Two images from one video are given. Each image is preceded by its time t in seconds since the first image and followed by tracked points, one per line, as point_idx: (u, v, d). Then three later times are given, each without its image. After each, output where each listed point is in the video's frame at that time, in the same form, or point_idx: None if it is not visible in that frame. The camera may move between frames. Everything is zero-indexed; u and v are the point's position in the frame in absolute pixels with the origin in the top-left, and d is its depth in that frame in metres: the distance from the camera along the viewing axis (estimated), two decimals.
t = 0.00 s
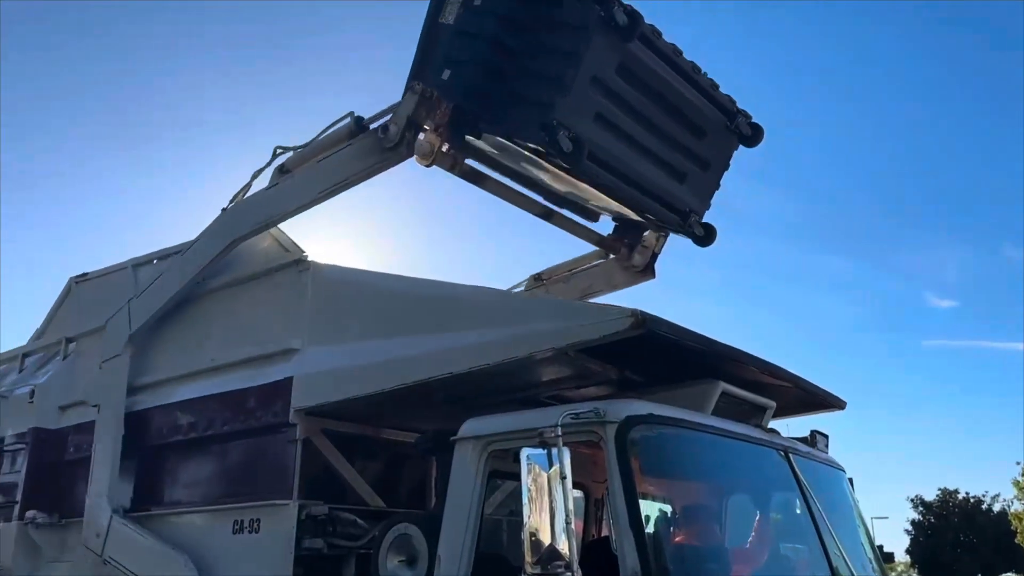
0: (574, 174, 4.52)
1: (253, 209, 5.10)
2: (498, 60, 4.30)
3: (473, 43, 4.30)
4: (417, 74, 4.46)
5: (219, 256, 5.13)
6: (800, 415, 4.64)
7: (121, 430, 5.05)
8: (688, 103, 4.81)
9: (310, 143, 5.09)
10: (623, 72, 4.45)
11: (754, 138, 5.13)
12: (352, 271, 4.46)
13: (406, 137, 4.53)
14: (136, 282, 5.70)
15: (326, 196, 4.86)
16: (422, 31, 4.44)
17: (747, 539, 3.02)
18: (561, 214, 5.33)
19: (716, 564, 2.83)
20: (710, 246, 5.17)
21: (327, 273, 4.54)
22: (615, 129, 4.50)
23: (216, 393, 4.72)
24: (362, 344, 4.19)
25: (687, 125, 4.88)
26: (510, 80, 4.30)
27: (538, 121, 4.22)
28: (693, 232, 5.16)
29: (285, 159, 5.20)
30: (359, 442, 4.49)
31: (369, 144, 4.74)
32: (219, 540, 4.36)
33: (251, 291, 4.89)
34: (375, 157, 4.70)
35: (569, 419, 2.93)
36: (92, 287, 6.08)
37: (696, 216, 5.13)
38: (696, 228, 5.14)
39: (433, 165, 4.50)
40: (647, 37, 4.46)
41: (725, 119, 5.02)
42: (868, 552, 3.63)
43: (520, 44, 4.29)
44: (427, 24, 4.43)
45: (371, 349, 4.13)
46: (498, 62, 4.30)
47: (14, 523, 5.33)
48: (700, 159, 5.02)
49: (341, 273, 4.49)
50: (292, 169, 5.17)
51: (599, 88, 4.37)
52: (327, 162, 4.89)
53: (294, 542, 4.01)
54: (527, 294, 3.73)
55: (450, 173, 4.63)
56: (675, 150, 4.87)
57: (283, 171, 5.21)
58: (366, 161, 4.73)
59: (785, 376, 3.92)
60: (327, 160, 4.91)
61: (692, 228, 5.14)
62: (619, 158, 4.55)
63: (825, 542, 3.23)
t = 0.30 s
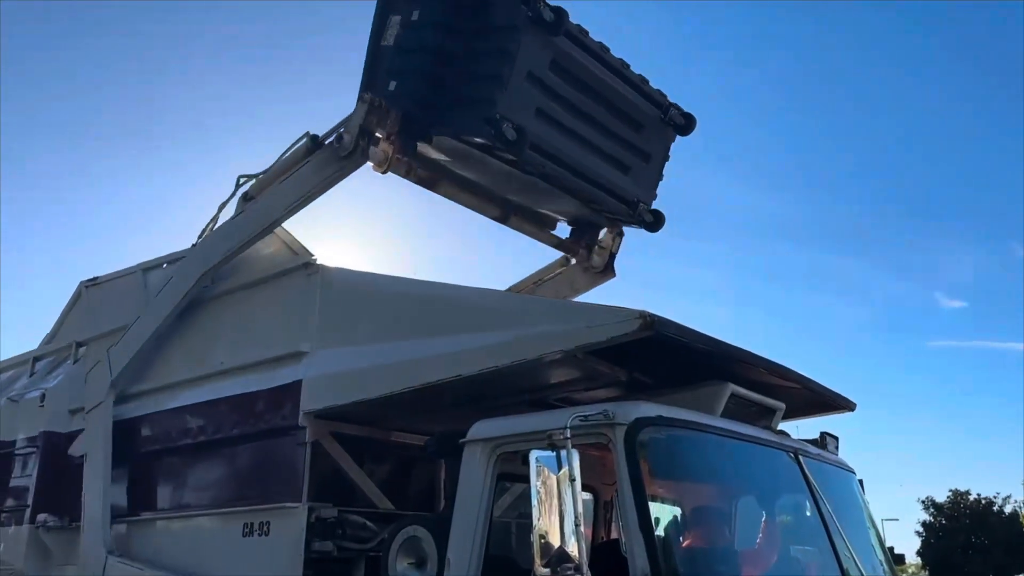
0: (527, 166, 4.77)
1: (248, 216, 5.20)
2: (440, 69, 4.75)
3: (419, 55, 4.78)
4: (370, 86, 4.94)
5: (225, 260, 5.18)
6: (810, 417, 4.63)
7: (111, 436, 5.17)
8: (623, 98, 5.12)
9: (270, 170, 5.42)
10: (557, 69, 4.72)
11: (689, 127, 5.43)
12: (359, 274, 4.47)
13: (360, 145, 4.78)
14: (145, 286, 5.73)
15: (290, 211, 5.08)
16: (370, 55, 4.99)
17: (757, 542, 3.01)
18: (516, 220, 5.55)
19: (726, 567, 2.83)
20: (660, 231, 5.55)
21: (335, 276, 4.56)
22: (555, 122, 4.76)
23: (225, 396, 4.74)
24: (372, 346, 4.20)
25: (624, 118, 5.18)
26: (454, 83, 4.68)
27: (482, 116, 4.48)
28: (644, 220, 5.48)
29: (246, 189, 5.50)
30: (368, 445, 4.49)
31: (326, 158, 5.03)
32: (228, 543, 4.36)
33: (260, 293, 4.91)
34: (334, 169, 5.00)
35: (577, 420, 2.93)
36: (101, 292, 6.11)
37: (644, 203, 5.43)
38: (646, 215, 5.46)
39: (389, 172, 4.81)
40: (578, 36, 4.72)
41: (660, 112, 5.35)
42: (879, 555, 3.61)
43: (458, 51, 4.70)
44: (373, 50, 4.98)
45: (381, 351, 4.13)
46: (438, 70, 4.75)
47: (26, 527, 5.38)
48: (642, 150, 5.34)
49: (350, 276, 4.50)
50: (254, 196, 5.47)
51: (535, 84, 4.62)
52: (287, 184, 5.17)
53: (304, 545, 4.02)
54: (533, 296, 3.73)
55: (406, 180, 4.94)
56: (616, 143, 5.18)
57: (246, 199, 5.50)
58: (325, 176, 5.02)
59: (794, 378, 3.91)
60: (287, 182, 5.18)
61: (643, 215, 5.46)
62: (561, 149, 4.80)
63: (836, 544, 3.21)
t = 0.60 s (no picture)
0: (462, 161, 4.86)
1: (237, 228, 5.22)
2: (362, 83, 4.90)
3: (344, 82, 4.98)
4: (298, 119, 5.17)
5: (227, 263, 5.21)
6: (816, 416, 4.62)
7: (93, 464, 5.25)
8: (536, 99, 5.33)
9: (227, 203, 5.51)
10: (468, 73, 4.90)
11: (594, 120, 5.72)
12: (363, 276, 4.49)
13: (309, 161, 4.90)
14: (151, 288, 5.75)
15: (252, 234, 5.13)
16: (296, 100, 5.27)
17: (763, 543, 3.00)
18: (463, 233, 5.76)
19: (731, 567, 2.82)
20: (594, 215, 5.66)
21: (339, 277, 4.58)
22: (478, 120, 4.92)
23: (228, 395, 4.76)
24: (375, 347, 4.21)
25: (540, 119, 5.37)
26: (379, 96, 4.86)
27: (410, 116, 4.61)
28: (578, 209, 5.61)
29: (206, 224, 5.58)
30: (374, 445, 4.50)
31: (280, 178, 5.10)
32: (234, 544, 4.37)
33: (265, 295, 4.93)
34: (288, 188, 5.06)
35: (583, 420, 2.92)
36: (107, 294, 6.13)
37: (576, 193, 5.58)
38: (581, 206, 5.58)
39: (339, 189, 4.98)
40: (481, 46, 4.98)
41: (567, 114, 5.58)
42: (886, 554, 3.60)
43: (375, 69, 4.91)
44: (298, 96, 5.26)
45: (384, 352, 4.14)
46: (361, 88, 4.90)
47: (33, 529, 5.39)
48: (563, 147, 5.52)
49: (354, 277, 4.51)
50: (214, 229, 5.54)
51: (453, 86, 4.80)
52: (245, 213, 5.24)
53: (310, 546, 4.02)
54: (534, 297, 3.73)
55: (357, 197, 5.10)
56: (538, 143, 5.34)
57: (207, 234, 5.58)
58: (282, 196, 5.09)
59: (801, 378, 3.90)
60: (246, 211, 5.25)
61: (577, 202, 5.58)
62: (489, 146, 4.95)
63: (842, 544, 3.20)
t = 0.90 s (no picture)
0: (456, 129, 5.27)
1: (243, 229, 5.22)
2: (339, 90, 5.32)
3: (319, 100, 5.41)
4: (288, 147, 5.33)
5: (232, 264, 5.23)
6: (821, 415, 4.62)
7: (99, 462, 5.27)
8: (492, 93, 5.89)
9: (233, 204, 5.52)
10: (430, 63, 5.46)
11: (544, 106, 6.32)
12: (367, 275, 4.50)
13: (316, 161, 4.92)
14: (156, 287, 5.76)
15: (259, 237, 5.13)
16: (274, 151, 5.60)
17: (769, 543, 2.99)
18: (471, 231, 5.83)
19: (736, 566, 2.82)
20: (584, 171, 6.31)
21: (344, 277, 4.59)
22: (452, 96, 5.40)
23: (234, 394, 4.76)
24: (380, 347, 4.21)
25: (501, 107, 5.89)
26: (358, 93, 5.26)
27: (398, 88, 5.04)
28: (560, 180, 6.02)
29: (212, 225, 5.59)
30: (379, 445, 4.51)
31: (287, 181, 5.10)
32: (238, 543, 4.37)
33: (272, 294, 4.95)
34: (294, 189, 5.04)
35: (588, 420, 2.92)
36: (112, 294, 6.13)
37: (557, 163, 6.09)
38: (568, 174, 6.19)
39: (349, 187, 5.00)
40: (430, 46, 5.59)
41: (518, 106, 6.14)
42: (891, 554, 3.60)
43: (346, 77, 5.36)
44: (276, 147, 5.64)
45: (389, 351, 4.14)
46: (339, 95, 5.31)
47: (38, 528, 5.41)
48: (531, 131, 6.04)
49: (358, 277, 4.52)
50: (219, 230, 5.55)
51: (422, 70, 5.32)
52: (252, 214, 5.24)
53: (315, 545, 4.02)
54: (540, 296, 3.73)
55: (364, 200, 5.12)
56: (507, 125, 5.80)
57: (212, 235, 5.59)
58: (287, 198, 5.08)
59: (805, 377, 3.90)
60: (251, 212, 5.25)
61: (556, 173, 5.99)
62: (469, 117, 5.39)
63: (847, 543, 3.20)
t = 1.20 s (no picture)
0: (442, 125, 5.40)
1: (244, 230, 5.23)
2: (324, 102, 5.43)
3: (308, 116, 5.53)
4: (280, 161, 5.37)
5: (233, 264, 5.24)
6: (821, 414, 4.63)
7: (100, 462, 5.28)
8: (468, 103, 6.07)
9: (233, 204, 5.54)
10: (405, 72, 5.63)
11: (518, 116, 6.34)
12: (367, 275, 4.51)
13: (317, 160, 4.92)
14: (157, 288, 5.77)
15: (259, 235, 5.14)
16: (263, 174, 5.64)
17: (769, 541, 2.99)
18: (471, 229, 5.83)
19: (736, 564, 2.82)
20: (567, 163, 6.33)
21: (344, 276, 4.60)
22: (432, 98, 5.57)
23: (235, 394, 4.77)
24: (380, 346, 4.22)
25: (477, 113, 6.05)
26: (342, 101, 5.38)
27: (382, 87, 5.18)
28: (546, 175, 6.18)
29: (212, 225, 5.61)
30: (379, 444, 4.52)
31: (287, 179, 5.11)
32: (240, 543, 4.37)
33: (273, 294, 4.96)
34: (295, 188, 5.04)
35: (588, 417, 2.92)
36: (113, 294, 6.14)
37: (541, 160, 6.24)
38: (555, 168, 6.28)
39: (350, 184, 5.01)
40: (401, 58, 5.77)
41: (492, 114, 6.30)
42: (892, 551, 3.60)
43: (328, 90, 5.50)
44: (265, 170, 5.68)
45: (389, 351, 4.15)
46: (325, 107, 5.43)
47: (40, 528, 5.42)
48: (511, 135, 6.20)
49: (357, 276, 4.53)
50: (219, 230, 5.57)
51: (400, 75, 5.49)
52: (252, 213, 5.26)
53: (316, 544, 4.02)
54: (539, 293, 3.74)
55: (365, 199, 5.13)
56: (486, 128, 5.94)
57: (212, 235, 5.61)
58: (287, 197, 5.08)
59: (806, 374, 3.90)
60: (252, 211, 5.27)
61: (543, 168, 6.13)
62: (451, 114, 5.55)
63: (848, 541, 3.19)
